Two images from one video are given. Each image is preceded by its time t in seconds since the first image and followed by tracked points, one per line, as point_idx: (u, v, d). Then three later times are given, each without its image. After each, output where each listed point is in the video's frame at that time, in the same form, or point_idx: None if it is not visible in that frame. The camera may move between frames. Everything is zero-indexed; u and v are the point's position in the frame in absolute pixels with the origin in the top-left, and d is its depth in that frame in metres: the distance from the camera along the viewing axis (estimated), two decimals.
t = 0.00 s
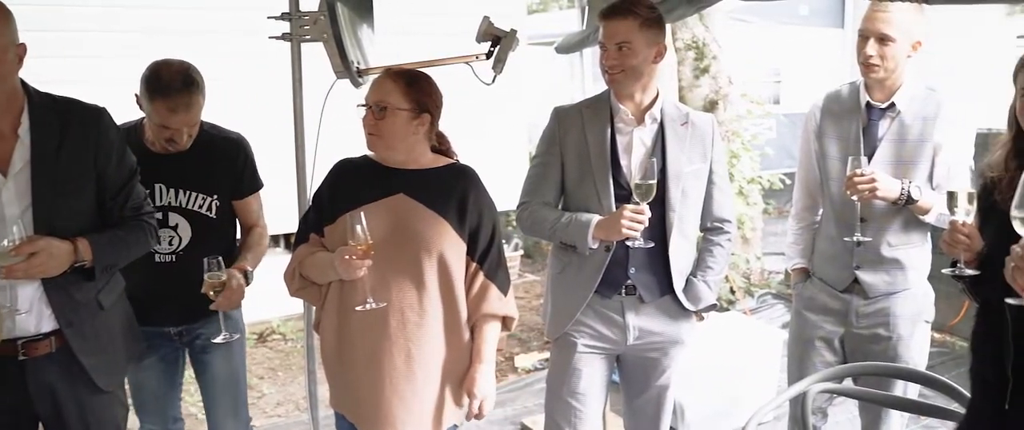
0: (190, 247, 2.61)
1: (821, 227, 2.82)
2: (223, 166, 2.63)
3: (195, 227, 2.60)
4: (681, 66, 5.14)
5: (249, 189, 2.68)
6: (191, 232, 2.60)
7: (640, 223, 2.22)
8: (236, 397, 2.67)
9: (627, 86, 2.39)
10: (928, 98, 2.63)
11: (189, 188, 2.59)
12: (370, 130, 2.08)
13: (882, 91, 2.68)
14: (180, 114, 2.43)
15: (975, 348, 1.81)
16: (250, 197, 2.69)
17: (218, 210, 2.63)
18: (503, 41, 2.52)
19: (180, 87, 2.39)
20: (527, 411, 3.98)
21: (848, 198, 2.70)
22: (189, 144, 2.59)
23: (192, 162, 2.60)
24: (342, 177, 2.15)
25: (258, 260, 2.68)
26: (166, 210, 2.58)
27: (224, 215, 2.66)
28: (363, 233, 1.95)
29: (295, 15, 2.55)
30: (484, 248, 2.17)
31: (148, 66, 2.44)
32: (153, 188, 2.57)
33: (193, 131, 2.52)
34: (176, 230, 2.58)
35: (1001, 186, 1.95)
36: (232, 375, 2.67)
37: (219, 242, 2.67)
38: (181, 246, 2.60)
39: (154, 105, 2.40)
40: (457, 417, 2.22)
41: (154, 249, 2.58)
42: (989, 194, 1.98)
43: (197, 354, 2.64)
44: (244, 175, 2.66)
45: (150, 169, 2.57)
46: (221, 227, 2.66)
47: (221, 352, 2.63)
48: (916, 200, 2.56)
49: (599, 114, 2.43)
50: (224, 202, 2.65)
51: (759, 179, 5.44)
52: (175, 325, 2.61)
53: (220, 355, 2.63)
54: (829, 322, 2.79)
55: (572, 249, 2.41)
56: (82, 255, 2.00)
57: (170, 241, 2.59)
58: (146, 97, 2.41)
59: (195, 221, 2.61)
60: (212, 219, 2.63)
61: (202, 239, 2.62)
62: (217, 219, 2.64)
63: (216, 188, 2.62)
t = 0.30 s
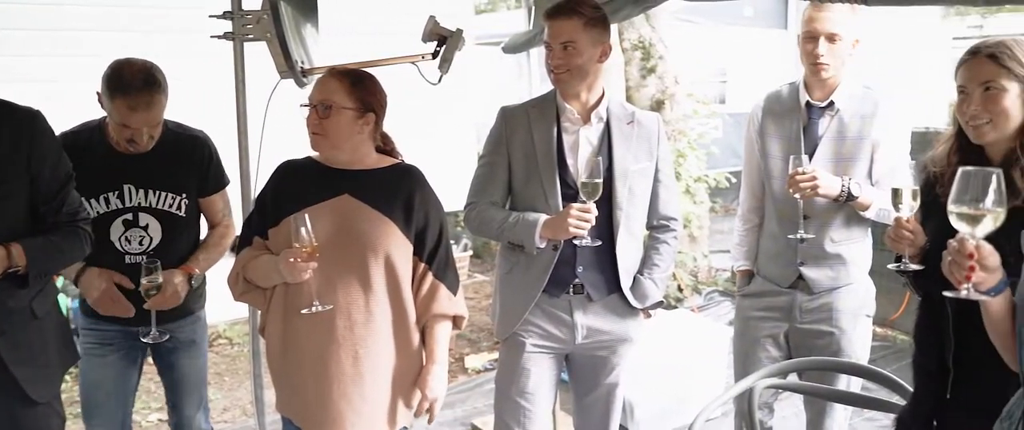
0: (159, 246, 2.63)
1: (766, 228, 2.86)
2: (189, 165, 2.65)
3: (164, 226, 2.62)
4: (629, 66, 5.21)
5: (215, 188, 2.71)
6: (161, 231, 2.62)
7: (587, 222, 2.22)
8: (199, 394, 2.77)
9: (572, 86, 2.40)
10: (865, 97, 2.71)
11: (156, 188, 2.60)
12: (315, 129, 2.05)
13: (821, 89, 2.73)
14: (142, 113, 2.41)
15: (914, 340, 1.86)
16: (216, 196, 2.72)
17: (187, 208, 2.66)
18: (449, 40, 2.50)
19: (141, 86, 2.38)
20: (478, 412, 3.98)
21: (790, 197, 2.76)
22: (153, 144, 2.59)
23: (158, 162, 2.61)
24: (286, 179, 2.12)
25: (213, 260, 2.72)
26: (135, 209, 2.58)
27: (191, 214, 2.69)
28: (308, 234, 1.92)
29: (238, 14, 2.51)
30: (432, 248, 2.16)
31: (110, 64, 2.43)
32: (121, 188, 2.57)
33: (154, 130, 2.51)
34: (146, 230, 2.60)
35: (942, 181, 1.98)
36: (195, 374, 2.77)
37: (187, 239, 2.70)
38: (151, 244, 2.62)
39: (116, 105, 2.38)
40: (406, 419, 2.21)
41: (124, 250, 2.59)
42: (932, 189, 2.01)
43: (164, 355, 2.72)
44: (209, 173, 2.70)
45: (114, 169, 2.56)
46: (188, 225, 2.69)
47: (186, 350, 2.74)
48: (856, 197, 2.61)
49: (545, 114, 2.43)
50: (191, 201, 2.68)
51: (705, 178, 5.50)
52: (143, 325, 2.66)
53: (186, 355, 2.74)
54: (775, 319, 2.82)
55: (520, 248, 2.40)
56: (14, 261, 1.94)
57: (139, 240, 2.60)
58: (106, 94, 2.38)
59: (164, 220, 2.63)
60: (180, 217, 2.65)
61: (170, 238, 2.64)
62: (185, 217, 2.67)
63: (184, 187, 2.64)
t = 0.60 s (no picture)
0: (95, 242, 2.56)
1: (706, 225, 2.89)
2: (124, 159, 2.60)
3: (100, 221, 2.57)
4: (574, 67, 5.12)
5: (150, 183, 2.66)
6: (98, 227, 2.56)
7: (531, 222, 2.22)
8: (139, 398, 2.72)
9: (516, 86, 2.39)
10: (801, 96, 2.76)
11: (93, 183, 2.54)
12: (257, 130, 2.00)
13: (760, 89, 2.77)
14: (70, 97, 2.34)
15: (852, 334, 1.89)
16: (152, 191, 2.67)
17: (123, 203, 2.61)
18: (392, 41, 2.47)
19: (71, 70, 2.32)
20: (427, 414, 3.96)
21: (731, 195, 2.78)
22: (86, 137, 2.54)
23: (93, 156, 2.55)
24: (226, 184, 2.08)
25: (154, 256, 2.64)
26: (71, 206, 2.52)
27: (127, 209, 2.64)
28: (251, 239, 1.89)
29: (176, 12, 2.45)
30: (377, 250, 2.14)
31: (42, 50, 2.37)
32: (56, 183, 2.49)
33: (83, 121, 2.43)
34: (82, 226, 2.52)
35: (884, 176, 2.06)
36: (136, 379, 2.72)
37: (122, 235, 2.65)
38: (90, 241, 2.54)
39: (44, 88, 2.31)
40: (355, 422, 2.18)
41: (61, 248, 2.51)
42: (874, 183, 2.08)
43: (104, 358, 2.65)
44: (144, 168, 2.65)
45: (47, 164, 2.49)
46: (123, 221, 2.64)
47: (128, 354, 2.68)
48: (796, 194, 2.68)
49: (489, 113, 2.43)
50: (127, 196, 2.63)
51: (651, 177, 5.55)
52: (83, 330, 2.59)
53: (127, 361, 2.68)
54: (717, 315, 2.85)
55: (465, 249, 2.40)
56: None
57: (76, 236, 2.51)
58: (36, 79, 2.32)
59: (100, 215, 2.57)
60: (117, 212, 2.60)
61: (103, 234, 2.60)
62: (121, 213, 2.62)
63: (121, 182, 2.59)
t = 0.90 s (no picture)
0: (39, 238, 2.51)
1: (650, 224, 2.91)
2: (66, 156, 2.55)
3: (44, 219, 2.52)
4: (528, 67, 5.23)
5: (94, 179, 2.61)
6: (42, 223, 2.51)
7: (484, 223, 2.22)
8: (84, 407, 2.67)
9: (469, 86, 2.39)
10: (737, 96, 2.81)
11: (34, 179, 2.49)
12: (207, 131, 1.96)
13: (698, 90, 2.80)
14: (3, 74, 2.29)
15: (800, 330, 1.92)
16: (96, 188, 2.62)
17: (68, 201, 2.56)
18: (343, 41, 2.45)
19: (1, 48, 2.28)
20: (382, 416, 3.93)
21: (675, 195, 2.81)
22: (25, 132, 2.50)
23: (34, 152, 2.50)
24: (175, 187, 2.03)
25: (94, 252, 2.56)
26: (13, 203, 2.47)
27: (71, 207, 2.58)
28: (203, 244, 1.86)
29: (121, 12, 2.39)
30: (330, 252, 2.12)
31: None
32: None
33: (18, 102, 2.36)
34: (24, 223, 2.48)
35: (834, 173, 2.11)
36: (82, 388, 2.66)
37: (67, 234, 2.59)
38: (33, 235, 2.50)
39: None
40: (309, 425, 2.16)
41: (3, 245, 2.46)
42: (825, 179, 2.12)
43: (45, 370, 2.59)
44: (87, 165, 2.59)
45: None
46: (68, 219, 2.58)
47: (71, 362, 2.62)
48: (739, 192, 2.73)
49: (442, 114, 2.42)
50: (71, 194, 2.57)
51: (605, 177, 5.58)
52: (26, 337, 2.54)
53: (71, 369, 2.62)
54: (666, 312, 2.86)
55: (419, 250, 2.38)
56: None
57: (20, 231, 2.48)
58: None
59: (44, 211, 2.52)
60: (63, 210, 2.55)
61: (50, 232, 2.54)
62: (66, 210, 2.56)
63: (64, 178, 2.54)
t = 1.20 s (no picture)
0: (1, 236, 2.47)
1: (605, 222, 2.93)
2: (33, 156, 2.52)
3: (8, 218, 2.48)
4: (501, 67, 5.27)
5: (62, 180, 2.57)
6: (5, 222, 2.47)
7: (457, 223, 2.21)
8: (51, 414, 2.63)
9: (442, 86, 2.38)
10: (689, 91, 2.84)
11: None
12: (178, 131, 1.94)
13: (649, 87, 2.83)
14: None
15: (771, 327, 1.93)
16: (64, 189, 2.58)
17: (34, 200, 2.52)
18: (314, 41, 2.43)
19: None
20: (357, 417, 3.91)
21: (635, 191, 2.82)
22: None
23: None
24: (145, 187, 2.01)
25: (54, 249, 2.49)
26: None
27: (38, 207, 2.54)
28: (176, 246, 1.84)
29: (88, 10, 2.35)
30: (303, 252, 2.11)
31: None
32: None
33: None
34: None
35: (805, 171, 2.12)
36: (49, 395, 2.62)
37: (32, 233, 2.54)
38: None
39: None
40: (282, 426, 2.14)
41: None
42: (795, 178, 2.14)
43: (13, 376, 2.55)
44: (55, 166, 2.55)
45: None
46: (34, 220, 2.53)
47: (38, 369, 2.58)
48: (698, 185, 2.75)
49: (414, 114, 2.41)
50: (37, 194, 2.53)
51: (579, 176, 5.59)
52: None
53: (38, 376, 2.59)
54: (630, 309, 2.85)
55: (392, 251, 2.38)
56: None
57: None
58: None
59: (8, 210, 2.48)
60: (28, 209, 2.51)
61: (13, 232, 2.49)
62: (32, 210, 2.52)
63: (30, 178, 2.51)
